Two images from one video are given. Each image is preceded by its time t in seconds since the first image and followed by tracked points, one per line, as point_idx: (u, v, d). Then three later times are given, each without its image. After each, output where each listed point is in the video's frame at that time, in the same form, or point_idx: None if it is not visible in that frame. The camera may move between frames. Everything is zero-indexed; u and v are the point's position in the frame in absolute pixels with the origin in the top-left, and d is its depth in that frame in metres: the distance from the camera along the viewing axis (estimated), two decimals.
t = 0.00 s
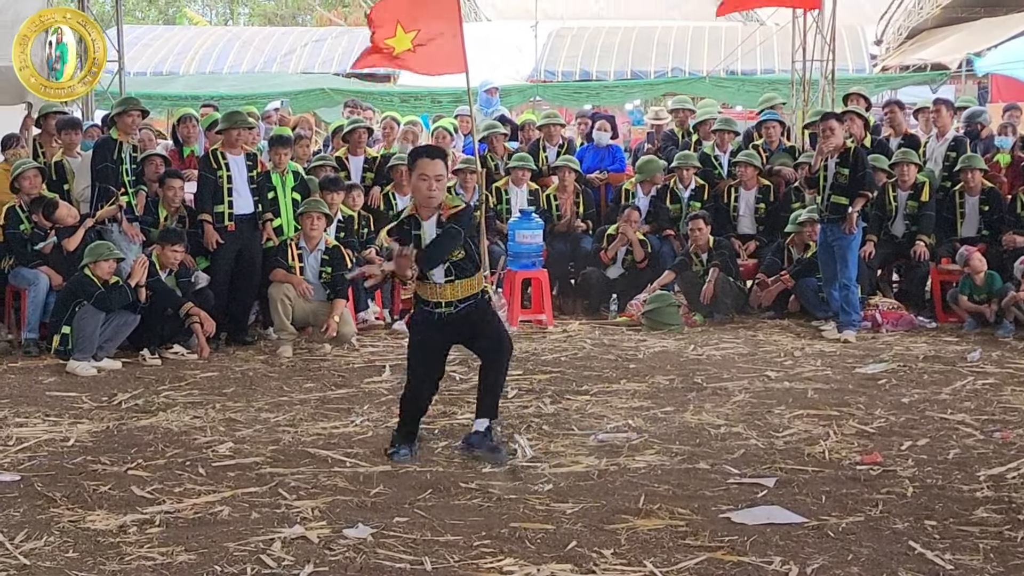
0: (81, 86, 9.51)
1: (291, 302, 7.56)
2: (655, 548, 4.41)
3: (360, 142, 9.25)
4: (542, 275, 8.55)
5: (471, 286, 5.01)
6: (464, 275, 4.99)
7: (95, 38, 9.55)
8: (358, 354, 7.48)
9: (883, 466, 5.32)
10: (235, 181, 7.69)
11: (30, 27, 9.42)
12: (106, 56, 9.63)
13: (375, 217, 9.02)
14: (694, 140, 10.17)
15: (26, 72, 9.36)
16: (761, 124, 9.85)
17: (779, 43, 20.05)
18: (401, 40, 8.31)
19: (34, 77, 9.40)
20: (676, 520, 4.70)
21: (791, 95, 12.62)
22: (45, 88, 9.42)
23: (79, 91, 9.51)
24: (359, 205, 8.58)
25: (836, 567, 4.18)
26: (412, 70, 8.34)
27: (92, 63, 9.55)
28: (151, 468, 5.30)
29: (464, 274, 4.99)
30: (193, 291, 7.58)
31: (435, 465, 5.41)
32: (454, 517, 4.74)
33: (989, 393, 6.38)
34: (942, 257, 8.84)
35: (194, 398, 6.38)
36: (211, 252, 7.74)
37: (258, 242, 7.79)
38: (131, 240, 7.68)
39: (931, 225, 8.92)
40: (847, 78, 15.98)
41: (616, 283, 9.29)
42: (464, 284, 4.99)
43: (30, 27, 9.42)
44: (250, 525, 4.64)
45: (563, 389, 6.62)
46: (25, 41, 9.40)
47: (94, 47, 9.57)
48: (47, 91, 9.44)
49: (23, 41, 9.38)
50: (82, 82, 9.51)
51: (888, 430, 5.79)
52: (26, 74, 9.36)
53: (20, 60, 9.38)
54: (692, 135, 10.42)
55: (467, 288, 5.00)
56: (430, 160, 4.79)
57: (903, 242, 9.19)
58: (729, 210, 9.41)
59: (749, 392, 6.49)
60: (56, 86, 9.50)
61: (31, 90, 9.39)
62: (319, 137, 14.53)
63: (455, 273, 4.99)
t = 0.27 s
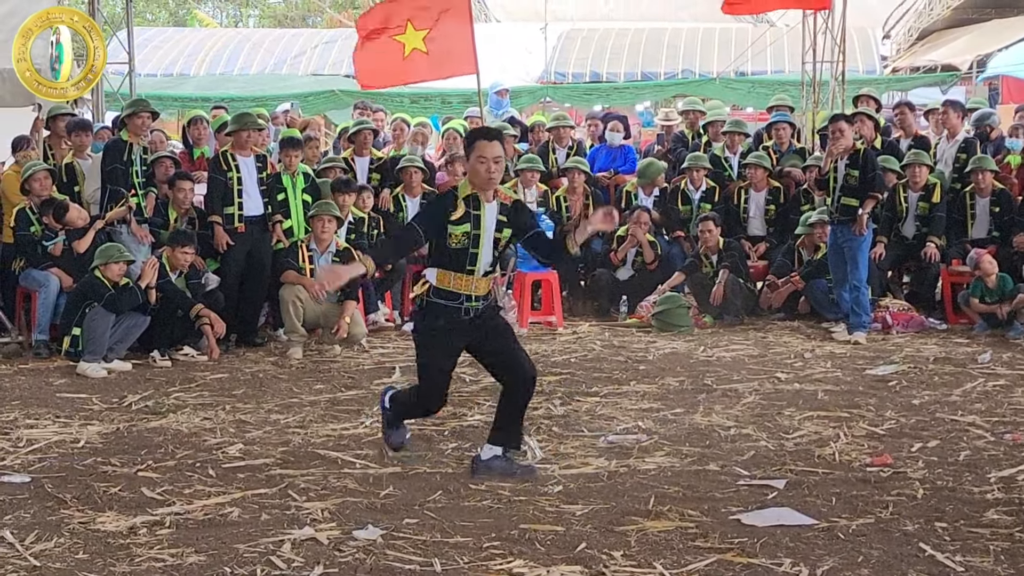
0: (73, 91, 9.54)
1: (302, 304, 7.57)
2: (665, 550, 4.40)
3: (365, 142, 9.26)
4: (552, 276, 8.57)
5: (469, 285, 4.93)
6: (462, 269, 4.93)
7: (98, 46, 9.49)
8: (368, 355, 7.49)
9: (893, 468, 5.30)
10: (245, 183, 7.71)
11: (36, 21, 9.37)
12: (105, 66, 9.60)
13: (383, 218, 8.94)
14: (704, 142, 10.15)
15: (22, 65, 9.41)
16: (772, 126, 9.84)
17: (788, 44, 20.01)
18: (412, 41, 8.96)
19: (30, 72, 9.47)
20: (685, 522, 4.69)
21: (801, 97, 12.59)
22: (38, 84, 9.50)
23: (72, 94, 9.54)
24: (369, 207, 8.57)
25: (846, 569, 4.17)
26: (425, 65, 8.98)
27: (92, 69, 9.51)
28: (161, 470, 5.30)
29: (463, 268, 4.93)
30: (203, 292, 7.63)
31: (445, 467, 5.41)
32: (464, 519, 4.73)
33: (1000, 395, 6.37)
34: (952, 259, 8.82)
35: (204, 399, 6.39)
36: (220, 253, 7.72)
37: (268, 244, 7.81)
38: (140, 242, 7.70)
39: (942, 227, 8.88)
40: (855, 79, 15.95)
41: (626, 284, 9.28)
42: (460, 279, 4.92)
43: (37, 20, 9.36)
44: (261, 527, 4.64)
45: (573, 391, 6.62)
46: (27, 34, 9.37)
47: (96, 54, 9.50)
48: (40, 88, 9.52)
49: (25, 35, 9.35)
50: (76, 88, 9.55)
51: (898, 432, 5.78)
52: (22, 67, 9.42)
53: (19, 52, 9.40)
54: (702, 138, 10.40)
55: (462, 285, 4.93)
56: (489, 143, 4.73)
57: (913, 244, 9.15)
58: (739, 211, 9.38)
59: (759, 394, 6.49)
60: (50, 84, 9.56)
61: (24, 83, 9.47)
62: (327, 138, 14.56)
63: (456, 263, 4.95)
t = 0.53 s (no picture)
0: (62, 91, 9.85)
1: (307, 305, 7.55)
2: (670, 551, 4.39)
3: (365, 145, 9.20)
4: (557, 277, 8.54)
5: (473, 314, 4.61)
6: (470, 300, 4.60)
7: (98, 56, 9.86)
8: (372, 356, 7.49)
9: (898, 468, 5.29)
10: (249, 183, 7.70)
11: (41, 16, 9.43)
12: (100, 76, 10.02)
13: (389, 220, 8.97)
14: (708, 142, 10.11)
15: (20, 57, 9.49)
16: (776, 126, 9.89)
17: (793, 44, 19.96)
18: (416, 41, 8.72)
19: (27, 65, 9.57)
20: (690, 523, 4.69)
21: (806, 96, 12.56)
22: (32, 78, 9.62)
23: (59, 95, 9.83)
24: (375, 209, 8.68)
25: (851, 570, 4.17)
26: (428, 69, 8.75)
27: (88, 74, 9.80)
28: (166, 471, 5.30)
29: (473, 300, 4.59)
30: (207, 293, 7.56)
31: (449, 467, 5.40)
32: (468, 520, 4.72)
33: (1005, 395, 6.37)
34: (957, 259, 8.81)
35: (208, 400, 6.39)
36: (224, 254, 7.74)
37: (272, 245, 7.82)
38: (142, 243, 7.73)
39: (946, 227, 8.89)
40: (858, 79, 15.92)
41: (631, 285, 9.27)
42: (465, 307, 4.60)
43: (43, 16, 9.42)
44: (265, 528, 4.64)
45: (578, 392, 6.61)
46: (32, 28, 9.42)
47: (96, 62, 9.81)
48: (33, 81, 9.65)
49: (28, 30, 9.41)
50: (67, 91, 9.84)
51: (903, 432, 5.78)
52: (20, 59, 9.50)
53: (20, 43, 9.45)
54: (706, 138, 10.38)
55: (466, 314, 4.61)
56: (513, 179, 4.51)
57: (918, 244, 9.17)
58: (743, 212, 9.37)
59: (764, 395, 6.49)
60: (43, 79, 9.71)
61: (18, 76, 9.54)
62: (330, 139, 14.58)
63: (465, 293, 4.61)
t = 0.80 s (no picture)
0: (54, 92, 9.85)
1: (310, 305, 7.56)
2: (671, 550, 4.39)
3: (364, 146, 9.21)
4: (559, 277, 8.54)
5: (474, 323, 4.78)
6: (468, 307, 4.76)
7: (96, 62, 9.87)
8: (374, 357, 7.50)
9: (900, 468, 5.29)
10: (250, 184, 7.69)
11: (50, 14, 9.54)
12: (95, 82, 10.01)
13: (391, 220, 8.96)
14: (710, 142, 10.21)
15: (20, 49, 9.53)
16: (778, 126, 9.90)
17: (794, 44, 19.94)
18: (415, 41, 8.53)
19: (26, 60, 9.61)
20: (691, 523, 4.68)
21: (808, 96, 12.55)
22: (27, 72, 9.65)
23: (50, 95, 9.83)
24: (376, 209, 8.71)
25: (852, 570, 4.17)
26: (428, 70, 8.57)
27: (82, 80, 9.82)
28: (167, 471, 5.29)
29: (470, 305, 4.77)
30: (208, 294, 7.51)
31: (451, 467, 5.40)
32: (470, 520, 4.72)
33: (1006, 395, 6.37)
34: (959, 259, 8.80)
35: (210, 401, 6.39)
36: (226, 255, 7.73)
37: (273, 246, 7.84)
38: (144, 244, 7.69)
39: (949, 227, 8.92)
40: (859, 79, 15.91)
41: (634, 285, 9.28)
42: (466, 317, 4.76)
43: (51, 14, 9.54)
44: (266, 529, 4.64)
45: (580, 392, 6.61)
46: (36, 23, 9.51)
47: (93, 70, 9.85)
48: (28, 76, 9.68)
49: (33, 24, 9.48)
50: (59, 92, 9.84)
51: (904, 432, 5.78)
52: (20, 51, 9.54)
53: (22, 36, 9.52)
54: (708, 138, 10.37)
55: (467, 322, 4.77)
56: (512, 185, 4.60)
57: (921, 244, 9.17)
58: (745, 212, 9.36)
59: (765, 395, 6.49)
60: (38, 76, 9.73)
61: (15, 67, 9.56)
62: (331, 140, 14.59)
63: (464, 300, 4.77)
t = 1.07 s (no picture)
0: (46, 91, 9.79)
1: (312, 308, 7.58)
2: (673, 552, 4.39)
3: (364, 147, 9.22)
4: (559, 278, 8.56)
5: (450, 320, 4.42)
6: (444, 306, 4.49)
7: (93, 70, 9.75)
8: (375, 358, 7.50)
9: (902, 469, 5.29)
10: (252, 186, 7.66)
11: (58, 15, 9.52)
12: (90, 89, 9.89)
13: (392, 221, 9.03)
14: (712, 143, 10.18)
15: (21, 41, 9.54)
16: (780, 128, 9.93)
17: (795, 44, 19.93)
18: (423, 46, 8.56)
19: (25, 53, 9.60)
20: (693, 524, 4.68)
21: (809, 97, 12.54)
22: (23, 65, 9.64)
23: (42, 93, 9.77)
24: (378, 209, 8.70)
25: (854, 571, 4.17)
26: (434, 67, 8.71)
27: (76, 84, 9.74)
28: (169, 473, 5.29)
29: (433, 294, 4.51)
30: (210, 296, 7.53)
31: (452, 469, 5.39)
32: (472, 522, 4.72)
33: (1008, 396, 6.37)
34: (960, 260, 8.81)
35: (212, 402, 6.39)
36: (228, 257, 7.73)
37: (275, 248, 7.83)
38: (146, 246, 7.68)
39: (950, 228, 8.89)
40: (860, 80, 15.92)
41: (635, 287, 9.27)
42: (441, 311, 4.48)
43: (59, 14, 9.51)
44: (269, 530, 4.63)
45: (581, 393, 6.61)
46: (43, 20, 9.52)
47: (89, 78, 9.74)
48: (23, 70, 9.66)
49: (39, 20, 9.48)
50: (51, 91, 9.78)
51: (906, 433, 5.78)
52: (21, 43, 9.55)
53: (28, 29, 9.54)
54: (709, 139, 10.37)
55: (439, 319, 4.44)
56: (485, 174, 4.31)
57: (923, 246, 9.16)
58: (746, 213, 9.35)
59: (767, 396, 6.49)
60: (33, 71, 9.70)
61: (13, 57, 9.56)
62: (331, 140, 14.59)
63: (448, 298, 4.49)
